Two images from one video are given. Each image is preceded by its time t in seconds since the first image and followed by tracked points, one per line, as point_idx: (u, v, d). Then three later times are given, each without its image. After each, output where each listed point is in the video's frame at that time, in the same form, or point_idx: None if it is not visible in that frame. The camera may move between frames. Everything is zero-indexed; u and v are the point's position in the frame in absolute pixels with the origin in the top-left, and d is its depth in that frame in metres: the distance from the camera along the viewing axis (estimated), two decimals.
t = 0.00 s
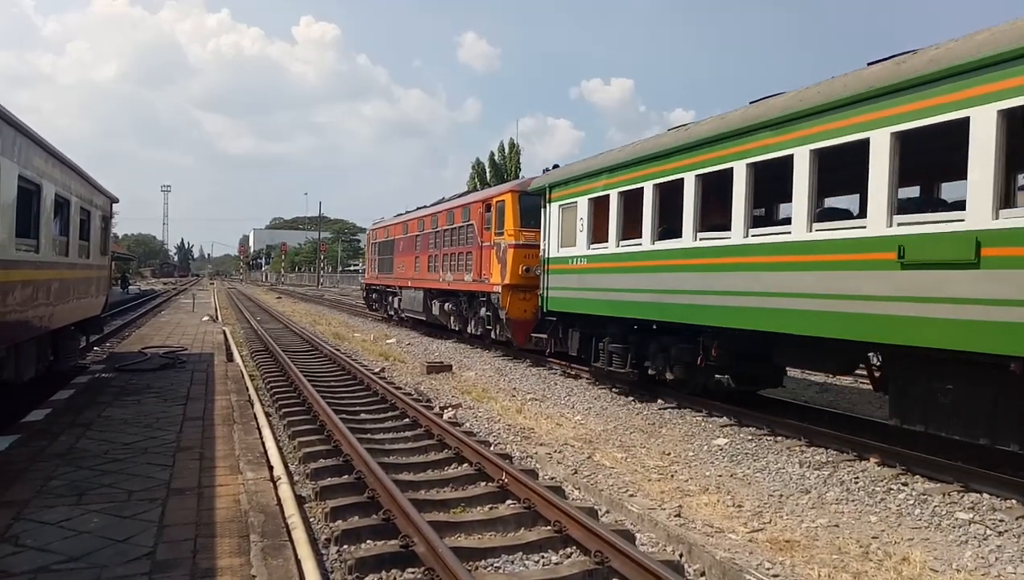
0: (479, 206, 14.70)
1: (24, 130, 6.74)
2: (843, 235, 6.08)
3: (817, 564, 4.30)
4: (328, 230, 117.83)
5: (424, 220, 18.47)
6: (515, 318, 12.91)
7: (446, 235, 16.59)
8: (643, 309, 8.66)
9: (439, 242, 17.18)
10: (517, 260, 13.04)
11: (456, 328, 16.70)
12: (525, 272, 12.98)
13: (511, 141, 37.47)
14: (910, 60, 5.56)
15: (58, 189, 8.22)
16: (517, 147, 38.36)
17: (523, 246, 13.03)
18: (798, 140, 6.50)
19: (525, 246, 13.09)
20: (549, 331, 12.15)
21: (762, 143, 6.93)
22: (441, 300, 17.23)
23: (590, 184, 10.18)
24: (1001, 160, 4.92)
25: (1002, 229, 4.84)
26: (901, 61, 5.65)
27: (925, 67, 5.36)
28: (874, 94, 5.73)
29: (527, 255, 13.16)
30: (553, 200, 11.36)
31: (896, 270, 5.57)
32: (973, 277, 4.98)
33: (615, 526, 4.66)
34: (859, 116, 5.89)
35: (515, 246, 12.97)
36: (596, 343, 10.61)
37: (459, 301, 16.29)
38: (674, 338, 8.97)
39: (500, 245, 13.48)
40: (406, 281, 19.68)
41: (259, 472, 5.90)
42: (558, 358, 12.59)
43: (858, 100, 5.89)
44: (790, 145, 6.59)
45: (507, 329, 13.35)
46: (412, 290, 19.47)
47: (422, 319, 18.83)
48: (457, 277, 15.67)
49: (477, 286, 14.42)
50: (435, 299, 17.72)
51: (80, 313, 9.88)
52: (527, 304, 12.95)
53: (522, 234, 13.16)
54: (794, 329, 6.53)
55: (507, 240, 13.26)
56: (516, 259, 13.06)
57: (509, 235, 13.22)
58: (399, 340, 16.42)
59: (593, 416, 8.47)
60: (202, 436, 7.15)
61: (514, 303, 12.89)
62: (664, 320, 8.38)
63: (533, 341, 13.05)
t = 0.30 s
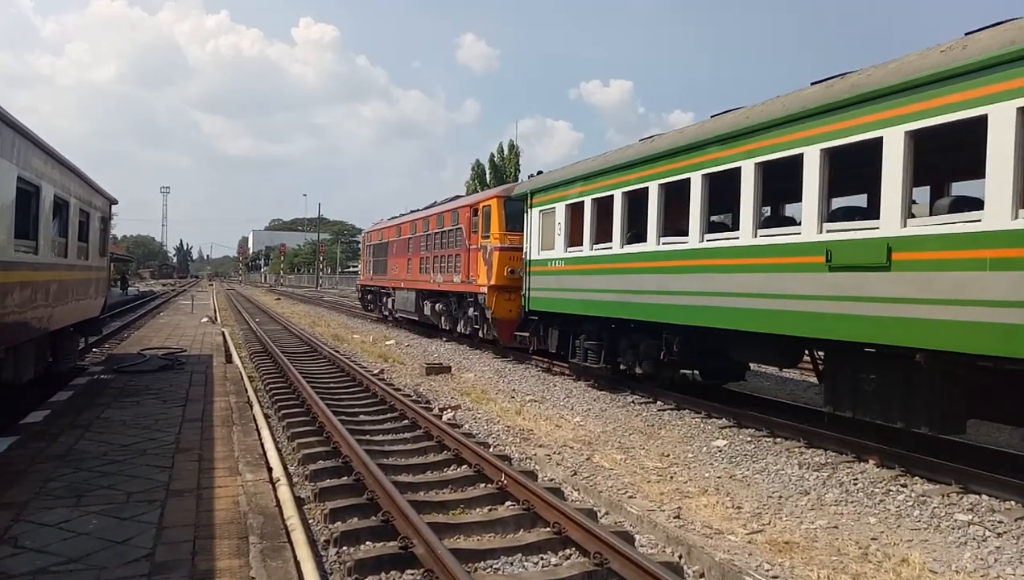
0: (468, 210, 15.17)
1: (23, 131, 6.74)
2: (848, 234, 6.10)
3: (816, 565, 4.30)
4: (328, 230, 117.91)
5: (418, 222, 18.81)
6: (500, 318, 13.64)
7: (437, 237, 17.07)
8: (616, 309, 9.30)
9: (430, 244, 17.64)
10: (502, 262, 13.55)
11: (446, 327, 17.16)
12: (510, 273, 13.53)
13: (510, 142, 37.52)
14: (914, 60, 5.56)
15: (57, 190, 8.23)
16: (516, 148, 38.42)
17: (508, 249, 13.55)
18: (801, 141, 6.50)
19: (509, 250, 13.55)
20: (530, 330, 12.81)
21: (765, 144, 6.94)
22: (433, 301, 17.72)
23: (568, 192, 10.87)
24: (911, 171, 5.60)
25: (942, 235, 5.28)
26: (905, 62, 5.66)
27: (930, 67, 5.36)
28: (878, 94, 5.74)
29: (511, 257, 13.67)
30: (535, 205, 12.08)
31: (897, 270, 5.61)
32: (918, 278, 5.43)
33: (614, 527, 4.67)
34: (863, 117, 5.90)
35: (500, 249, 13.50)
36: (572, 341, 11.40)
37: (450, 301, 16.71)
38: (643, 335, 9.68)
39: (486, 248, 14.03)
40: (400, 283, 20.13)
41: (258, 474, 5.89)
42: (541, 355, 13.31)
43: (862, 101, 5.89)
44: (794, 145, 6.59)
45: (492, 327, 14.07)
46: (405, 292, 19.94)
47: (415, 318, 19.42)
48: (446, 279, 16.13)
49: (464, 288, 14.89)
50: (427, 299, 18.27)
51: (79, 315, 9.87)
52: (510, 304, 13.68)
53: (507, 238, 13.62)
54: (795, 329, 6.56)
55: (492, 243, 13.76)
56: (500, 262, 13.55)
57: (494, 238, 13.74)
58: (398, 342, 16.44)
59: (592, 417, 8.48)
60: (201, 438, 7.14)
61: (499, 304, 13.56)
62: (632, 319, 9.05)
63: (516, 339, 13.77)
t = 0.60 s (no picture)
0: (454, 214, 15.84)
1: (19, 131, 6.73)
2: (845, 236, 6.12)
3: (812, 566, 4.30)
4: (324, 231, 117.88)
5: (408, 224, 19.31)
6: (485, 317, 14.34)
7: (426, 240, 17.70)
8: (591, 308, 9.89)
9: (420, 247, 18.24)
10: (486, 264, 14.22)
11: (434, 327, 17.69)
12: (495, 275, 14.22)
13: (507, 142, 37.52)
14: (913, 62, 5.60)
15: (53, 191, 8.21)
16: (513, 148, 38.43)
17: (492, 251, 14.25)
18: (800, 142, 6.55)
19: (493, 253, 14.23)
20: (511, 329, 13.48)
21: (762, 145, 6.99)
22: (422, 301, 18.28)
23: (547, 195, 11.50)
24: (766, 191, 7.03)
25: (874, 241, 5.83)
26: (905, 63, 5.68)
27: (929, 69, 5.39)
28: (876, 95, 5.77)
29: (495, 259, 14.37)
30: (518, 209, 12.75)
31: (889, 273, 5.67)
32: (855, 282, 5.98)
33: (610, 528, 4.67)
34: (860, 119, 5.94)
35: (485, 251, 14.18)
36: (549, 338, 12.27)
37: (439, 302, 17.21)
38: (612, 334, 10.48)
39: (472, 250, 14.72)
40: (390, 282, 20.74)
41: (254, 474, 5.88)
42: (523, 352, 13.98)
43: (861, 102, 5.92)
44: (793, 147, 6.62)
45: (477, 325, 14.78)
46: (396, 292, 20.47)
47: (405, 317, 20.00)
48: (434, 280, 16.72)
49: (451, 288, 15.51)
50: (417, 299, 18.84)
51: (74, 315, 9.85)
52: (494, 304, 14.37)
53: (491, 241, 14.30)
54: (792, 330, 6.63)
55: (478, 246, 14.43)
56: (484, 264, 14.24)
57: (479, 241, 14.44)
58: (395, 342, 16.46)
59: (589, 419, 8.48)
60: (197, 439, 7.13)
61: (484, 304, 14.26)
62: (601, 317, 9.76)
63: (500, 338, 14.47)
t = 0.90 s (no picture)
0: (446, 217, 16.37)
1: (21, 132, 6.74)
2: (844, 238, 6.12)
3: (815, 568, 4.30)
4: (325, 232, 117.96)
5: (403, 227, 19.83)
6: (474, 317, 14.96)
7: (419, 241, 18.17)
8: (572, 307, 10.37)
9: (414, 248, 18.70)
10: (475, 265, 14.75)
11: (428, 325, 18.17)
12: (483, 276, 14.77)
13: (508, 143, 37.51)
14: (909, 64, 5.63)
15: (54, 191, 8.21)
16: (514, 149, 38.41)
17: (481, 254, 14.79)
18: (797, 144, 6.57)
19: (482, 254, 14.74)
20: (497, 327, 14.04)
21: (759, 148, 7.02)
22: (416, 301, 18.74)
23: (529, 201, 12.09)
24: (718, 199, 7.65)
25: (817, 246, 6.39)
26: (903, 66, 5.71)
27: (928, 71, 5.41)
28: (873, 98, 5.79)
29: (484, 261, 14.90)
30: (501, 214, 13.35)
31: (886, 274, 5.69)
32: (799, 284, 6.57)
33: (613, 530, 4.67)
34: (856, 122, 5.97)
35: (474, 254, 14.73)
36: (530, 336, 12.87)
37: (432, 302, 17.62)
38: (588, 330, 11.02)
39: (462, 252, 15.26)
40: (387, 282, 21.21)
41: (256, 475, 5.89)
42: (509, 349, 14.54)
43: (859, 105, 5.94)
44: (792, 148, 6.62)
45: (466, 324, 15.34)
46: (392, 292, 20.92)
47: (401, 317, 20.44)
48: (427, 280, 17.22)
49: (443, 289, 16.03)
50: (411, 299, 19.32)
51: (76, 316, 9.87)
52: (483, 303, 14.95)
53: (479, 243, 14.84)
54: (791, 332, 6.63)
55: (467, 248, 14.95)
56: (473, 266, 14.76)
57: (468, 244, 14.98)
58: (396, 343, 16.50)
59: (590, 420, 8.48)
60: (199, 440, 7.14)
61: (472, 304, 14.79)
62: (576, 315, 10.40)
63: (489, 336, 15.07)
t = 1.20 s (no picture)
0: (439, 217, 16.89)
1: (23, 131, 6.75)
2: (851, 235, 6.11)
3: (818, 566, 4.30)
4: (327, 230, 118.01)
5: (399, 227, 20.39)
6: (464, 313, 15.50)
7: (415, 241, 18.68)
8: (572, 306, 10.52)
9: (409, 247, 19.21)
10: (466, 264, 15.31)
11: (422, 322, 18.66)
12: (473, 274, 15.32)
13: (510, 141, 37.45)
14: (916, 61, 5.63)
15: (57, 190, 8.22)
16: (517, 148, 38.32)
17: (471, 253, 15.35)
18: (803, 141, 6.56)
19: (472, 253, 15.32)
20: (486, 323, 14.62)
21: (764, 144, 7.01)
22: (411, 298, 19.27)
23: (518, 203, 12.70)
24: (680, 202, 8.35)
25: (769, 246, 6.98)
26: (908, 62, 5.71)
27: (935, 67, 5.40)
28: (880, 94, 5.78)
29: (474, 260, 15.45)
30: (490, 215, 14.04)
31: (889, 271, 5.71)
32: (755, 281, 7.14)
33: (615, 528, 4.67)
34: (863, 118, 5.96)
35: (464, 253, 15.29)
36: (514, 331, 13.53)
37: (427, 300, 18.05)
38: (568, 325, 11.63)
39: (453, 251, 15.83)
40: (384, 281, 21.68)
41: (259, 474, 5.89)
42: (499, 344, 15.14)
43: (866, 101, 5.92)
44: (794, 146, 6.66)
45: (457, 319, 15.92)
46: (388, 290, 21.38)
47: (398, 314, 20.89)
48: (422, 278, 17.75)
49: (436, 287, 16.55)
50: (407, 297, 19.82)
51: (79, 314, 9.88)
52: (474, 300, 15.49)
53: (470, 243, 15.41)
54: (795, 329, 6.65)
55: (459, 247, 15.51)
56: (464, 264, 15.33)
57: (459, 243, 15.55)
58: (399, 342, 16.49)
59: (593, 418, 8.47)
60: (202, 438, 7.15)
61: (462, 301, 15.36)
62: (557, 311, 11.09)
63: (479, 332, 15.62)
